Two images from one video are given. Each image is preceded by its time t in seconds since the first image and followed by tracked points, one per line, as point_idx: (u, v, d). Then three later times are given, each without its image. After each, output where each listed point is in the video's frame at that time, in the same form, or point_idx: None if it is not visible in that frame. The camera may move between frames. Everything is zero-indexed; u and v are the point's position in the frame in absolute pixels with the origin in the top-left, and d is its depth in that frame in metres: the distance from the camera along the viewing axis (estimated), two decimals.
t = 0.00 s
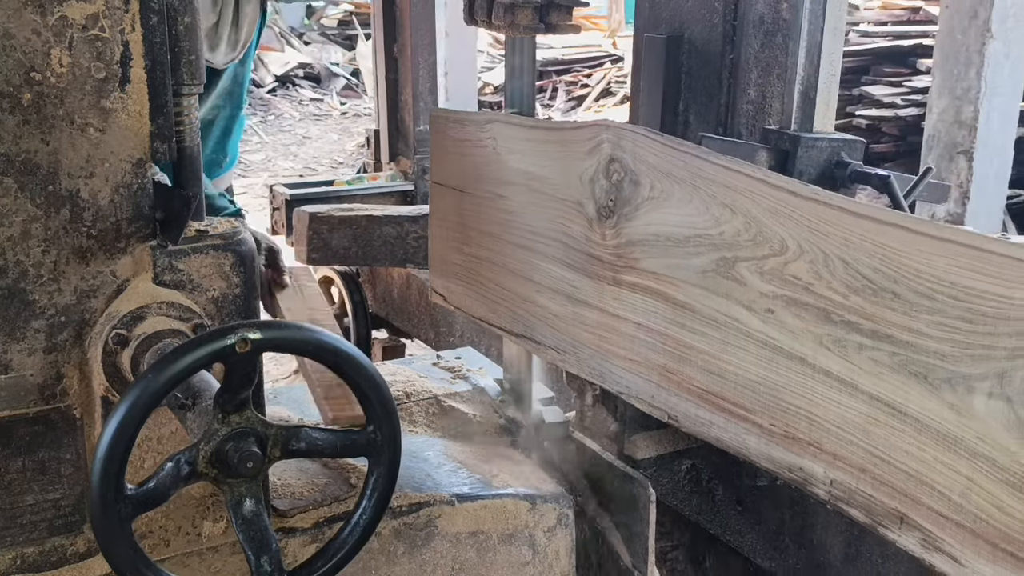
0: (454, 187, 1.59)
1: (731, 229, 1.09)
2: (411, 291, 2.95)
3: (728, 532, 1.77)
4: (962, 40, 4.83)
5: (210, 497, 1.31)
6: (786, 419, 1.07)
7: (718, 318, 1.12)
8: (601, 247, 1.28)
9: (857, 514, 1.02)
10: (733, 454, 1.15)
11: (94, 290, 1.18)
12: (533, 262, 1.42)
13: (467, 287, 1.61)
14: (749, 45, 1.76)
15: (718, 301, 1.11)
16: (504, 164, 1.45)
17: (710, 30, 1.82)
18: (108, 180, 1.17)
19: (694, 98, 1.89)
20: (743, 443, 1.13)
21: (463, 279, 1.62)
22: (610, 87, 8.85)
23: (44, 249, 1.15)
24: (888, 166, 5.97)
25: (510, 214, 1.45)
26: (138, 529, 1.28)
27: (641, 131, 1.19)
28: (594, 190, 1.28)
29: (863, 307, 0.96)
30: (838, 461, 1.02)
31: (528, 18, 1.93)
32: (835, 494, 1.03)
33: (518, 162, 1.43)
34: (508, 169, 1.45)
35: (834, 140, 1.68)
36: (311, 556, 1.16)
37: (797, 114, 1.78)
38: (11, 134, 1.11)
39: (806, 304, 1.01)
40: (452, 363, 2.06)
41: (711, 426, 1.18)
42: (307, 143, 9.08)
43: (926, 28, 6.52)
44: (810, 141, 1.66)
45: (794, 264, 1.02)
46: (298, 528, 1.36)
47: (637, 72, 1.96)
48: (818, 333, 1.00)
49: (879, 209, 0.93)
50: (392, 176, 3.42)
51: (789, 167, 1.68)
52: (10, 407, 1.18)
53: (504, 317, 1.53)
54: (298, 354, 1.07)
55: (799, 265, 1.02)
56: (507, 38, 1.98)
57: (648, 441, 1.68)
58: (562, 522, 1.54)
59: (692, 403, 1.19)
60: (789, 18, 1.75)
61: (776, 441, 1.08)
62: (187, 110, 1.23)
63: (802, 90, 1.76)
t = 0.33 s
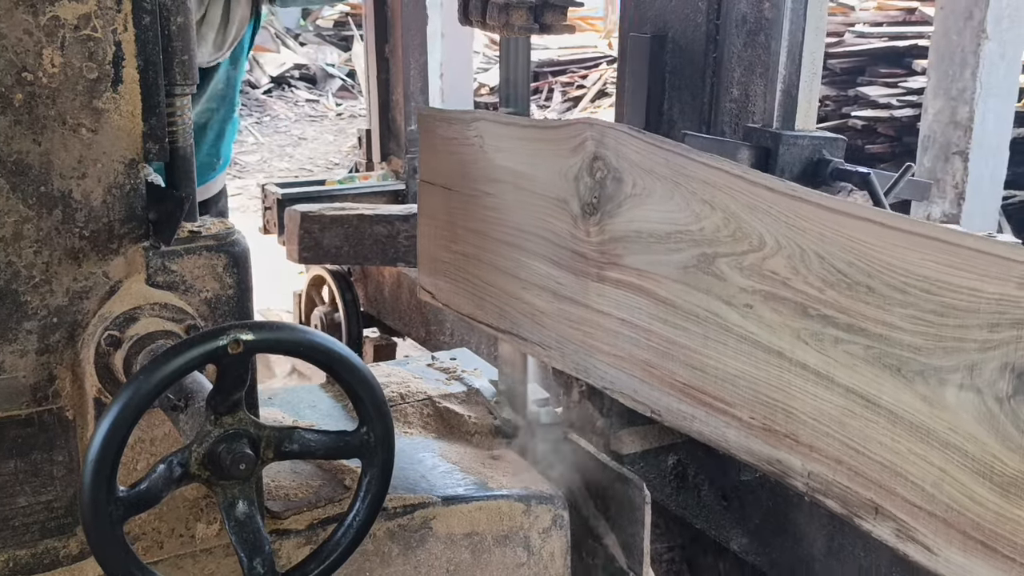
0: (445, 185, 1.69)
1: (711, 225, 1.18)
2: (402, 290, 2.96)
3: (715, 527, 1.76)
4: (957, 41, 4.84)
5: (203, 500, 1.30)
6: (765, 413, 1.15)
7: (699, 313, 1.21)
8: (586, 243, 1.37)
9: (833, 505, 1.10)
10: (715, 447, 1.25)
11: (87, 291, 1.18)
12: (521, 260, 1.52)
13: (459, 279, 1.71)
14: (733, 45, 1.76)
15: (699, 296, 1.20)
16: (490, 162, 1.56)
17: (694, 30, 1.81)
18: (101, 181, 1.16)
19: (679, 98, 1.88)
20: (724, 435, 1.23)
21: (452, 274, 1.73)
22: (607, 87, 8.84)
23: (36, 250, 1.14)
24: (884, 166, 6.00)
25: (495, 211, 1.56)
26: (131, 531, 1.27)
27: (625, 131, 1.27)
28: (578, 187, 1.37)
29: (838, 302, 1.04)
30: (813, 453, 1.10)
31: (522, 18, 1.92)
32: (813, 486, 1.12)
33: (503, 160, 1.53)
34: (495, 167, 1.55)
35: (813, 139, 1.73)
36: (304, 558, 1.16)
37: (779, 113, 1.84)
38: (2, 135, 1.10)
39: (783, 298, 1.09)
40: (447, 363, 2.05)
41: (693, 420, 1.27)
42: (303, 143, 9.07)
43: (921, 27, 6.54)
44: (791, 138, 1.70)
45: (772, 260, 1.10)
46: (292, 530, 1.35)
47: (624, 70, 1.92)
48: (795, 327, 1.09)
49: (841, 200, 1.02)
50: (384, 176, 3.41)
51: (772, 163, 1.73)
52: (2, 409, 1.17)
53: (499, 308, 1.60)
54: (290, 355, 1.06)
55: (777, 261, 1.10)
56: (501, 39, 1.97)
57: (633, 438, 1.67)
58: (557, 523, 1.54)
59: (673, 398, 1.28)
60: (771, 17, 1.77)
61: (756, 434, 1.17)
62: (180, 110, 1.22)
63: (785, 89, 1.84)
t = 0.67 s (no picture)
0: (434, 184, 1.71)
1: (694, 222, 1.21)
2: (394, 288, 2.96)
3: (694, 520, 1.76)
4: (954, 42, 4.84)
5: (200, 501, 1.29)
6: (747, 408, 1.19)
7: (681, 309, 1.24)
8: (572, 240, 1.40)
9: (814, 497, 1.14)
10: (698, 439, 1.28)
11: (82, 292, 1.18)
12: (509, 258, 1.54)
13: (450, 276, 1.73)
14: (718, 44, 1.77)
15: (681, 292, 1.24)
16: (477, 160, 1.58)
17: (680, 30, 1.83)
18: (96, 183, 1.16)
19: (665, 97, 1.89)
20: (707, 429, 1.26)
21: (442, 272, 1.75)
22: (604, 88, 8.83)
23: (32, 251, 1.14)
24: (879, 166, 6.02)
25: (483, 209, 1.58)
26: (127, 533, 1.26)
27: (611, 132, 1.30)
28: (565, 185, 1.40)
29: (817, 297, 1.07)
30: (794, 446, 1.14)
31: (519, 19, 1.92)
32: (793, 478, 1.16)
33: (491, 159, 1.55)
34: (481, 165, 1.57)
35: (797, 138, 1.72)
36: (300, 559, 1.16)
37: (763, 112, 1.85)
38: None
39: (764, 294, 1.13)
40: (443, 364, 2.06)
41: (675, 414, 1.30)
42: (300, 144, 9.07)
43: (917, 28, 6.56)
44: (775, 136, 1.70)
45: (753, 256, 1.14)
46: (288, 531, 1.34)
47: (611, 71, 1.94)
48: (776, 323, 1.12)
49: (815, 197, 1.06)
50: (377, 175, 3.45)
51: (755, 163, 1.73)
52: None
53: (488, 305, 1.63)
54: (286, 356, 1.06)
55: (757, 256, 1.13)
56: (498, 39, 1.97)
57: (621, 433, 1.69)
58: (554, 524, 1.54)
59: (658, 392, 1.31)
60: (756, 17, 1.79)
61: (738, 427, 1.21)
62: (177, 111, 1.22)
63: (769, 88, 1.85)
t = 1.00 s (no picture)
0: (425, 182, 1.73)
1: (680, 219, 1.21)
2: (390, 287, 2.97)
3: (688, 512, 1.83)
4: (952, 42, 4.84)
5: (200, 501, 1.30)
6: (732, 401, 1.19)
7: (668, 303, 1.24)
8: (562, 237, 1.41)
9: (797, 488, 1.13)
10: (686, 434, 1.28)
11: (82, 293, 1.18)
12: (501, 254, 1.55)
13: (443, 274, 1.73)
14: (706, 44, 1.75)
15: (667, 287, 1.24)
16: (468, 158, 1.59)
17: (668, 29, 1.80)
18: (96, 183, 1.16)
19: (654, 96, 1.87)
20: (695, 424, 1.26)
21: (435, 270, 1.75)
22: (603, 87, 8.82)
23: (31, 252, 1.14)
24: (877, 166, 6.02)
25: (474, 206, 1.59)
26: (128, 533, 1.27)
27: (599, 129, 1.31)
28: (554, 182, 1.40)
29: (800, 291, 1.07)
30: (779, 438, 1.14)
31: (518, 19, 1.92)
32: (777, 469, 1.15)
33: (482, 156, 1.56)
34: (473, 163, 1.58)
35: (784, 135, 1.66)
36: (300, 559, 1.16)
37: (751, 110, 1.78)
38: None
39: (749, 288, 1.13)
40: (441, 364, 2.06)
41: (663, 408, 1.30)
42: (298, 144, 9.06)
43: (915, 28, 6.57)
44: (763, 133, 1.64)
45: (738, 252, 1.14)
46: (288, 531, 1.34)
47: (601, 70, 1.92)
48: (761, 317, 1.12)
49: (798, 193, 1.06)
50: (371, 174, 3.45)
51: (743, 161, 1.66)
52: None
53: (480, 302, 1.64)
54: (285, 356, 1.06)
55: (742, 252, 1.14)
56: (497, 39, 1.97)
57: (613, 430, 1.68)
58: (553, 524, 1.54)
59: (646, 386, 1.31)
60: (743, 15, 1.74)
61: (724, 420, 1.21)
62: (177, 111, 1.22)
63: (755, 86, 1.78)
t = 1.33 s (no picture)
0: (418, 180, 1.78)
1: (667, 215, 1.24)
2: (386, 285, 2.97)
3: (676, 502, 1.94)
4: (950, 42, 4.85)
5: (200, 501, 1.30)
6: (717, 394, 1.21)
7: (656, 299, 1.27)
8: (552, 234, 1.44)
9: (781, 479, 1.15)
10: (672, 426, 1.30)
11: (82, 293, 1.18)
12: (495, 252, 1.59)
13: (439, 271, 1.78)
14: (695, 43, 1.81)
15: (655, 282, 1.26)
16: (460, 156, 1.64)
17: (658, 29, 1.86)
18: (96, 184, 1.17)
19: (645, 94, 1.93)
20: (682, 416, 1.28)
21: (429, 267, 1.81)
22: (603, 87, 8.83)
23: (32, 252, 1.14)
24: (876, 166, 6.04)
25: (466, 202, 1.64)
26: (127, 532, 1.27)
27: (588, 127, 1.34)
28: (545, 179, 1.43)
29: (784, 286, 1.09)
30: (763, 431, 1.16)
31: (517, 19, 1.93)
32: (761, 461, 1.17)
33: (473, 154, 1.60)
34: (467, 161, 1.62)
35: (773, 133, 1.73)
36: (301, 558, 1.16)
37: (739, 109, 1.84)
38: None
39: (733, 283, 1.15)
40: (441, 364, 2.06)
41: (651, 402, 1.32)
42: (298, 144, 9.08)
43: (914, 28, 6.58)
44: (750, 132, 1.71)
45: (723, 247, 1.16)
46: (288, 530, 1.35)
47: (593, 70, 1.98)
48: (745, 311, 1.14)
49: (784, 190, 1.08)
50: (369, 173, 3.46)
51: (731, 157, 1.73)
52: None
53: (474, 298, 1.68)
54: (285, 356, 1.07)
55: (728, 248, 1.16)
56: (496, 39, 1.98)
57: (605, 424, 1.76)
58: (553, 524, 1.55)
59: (635, 380, 1.34)
60: (731, 15, 1.80)
61: (710, 413, 1.23)
62: (178, 112, 1.22)
63: (743, 85, 1.83)
